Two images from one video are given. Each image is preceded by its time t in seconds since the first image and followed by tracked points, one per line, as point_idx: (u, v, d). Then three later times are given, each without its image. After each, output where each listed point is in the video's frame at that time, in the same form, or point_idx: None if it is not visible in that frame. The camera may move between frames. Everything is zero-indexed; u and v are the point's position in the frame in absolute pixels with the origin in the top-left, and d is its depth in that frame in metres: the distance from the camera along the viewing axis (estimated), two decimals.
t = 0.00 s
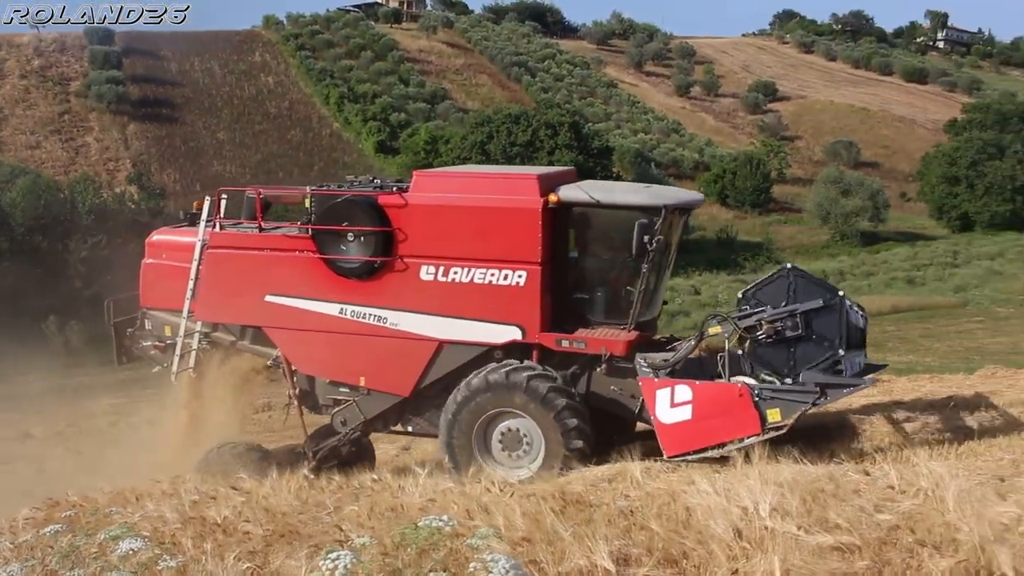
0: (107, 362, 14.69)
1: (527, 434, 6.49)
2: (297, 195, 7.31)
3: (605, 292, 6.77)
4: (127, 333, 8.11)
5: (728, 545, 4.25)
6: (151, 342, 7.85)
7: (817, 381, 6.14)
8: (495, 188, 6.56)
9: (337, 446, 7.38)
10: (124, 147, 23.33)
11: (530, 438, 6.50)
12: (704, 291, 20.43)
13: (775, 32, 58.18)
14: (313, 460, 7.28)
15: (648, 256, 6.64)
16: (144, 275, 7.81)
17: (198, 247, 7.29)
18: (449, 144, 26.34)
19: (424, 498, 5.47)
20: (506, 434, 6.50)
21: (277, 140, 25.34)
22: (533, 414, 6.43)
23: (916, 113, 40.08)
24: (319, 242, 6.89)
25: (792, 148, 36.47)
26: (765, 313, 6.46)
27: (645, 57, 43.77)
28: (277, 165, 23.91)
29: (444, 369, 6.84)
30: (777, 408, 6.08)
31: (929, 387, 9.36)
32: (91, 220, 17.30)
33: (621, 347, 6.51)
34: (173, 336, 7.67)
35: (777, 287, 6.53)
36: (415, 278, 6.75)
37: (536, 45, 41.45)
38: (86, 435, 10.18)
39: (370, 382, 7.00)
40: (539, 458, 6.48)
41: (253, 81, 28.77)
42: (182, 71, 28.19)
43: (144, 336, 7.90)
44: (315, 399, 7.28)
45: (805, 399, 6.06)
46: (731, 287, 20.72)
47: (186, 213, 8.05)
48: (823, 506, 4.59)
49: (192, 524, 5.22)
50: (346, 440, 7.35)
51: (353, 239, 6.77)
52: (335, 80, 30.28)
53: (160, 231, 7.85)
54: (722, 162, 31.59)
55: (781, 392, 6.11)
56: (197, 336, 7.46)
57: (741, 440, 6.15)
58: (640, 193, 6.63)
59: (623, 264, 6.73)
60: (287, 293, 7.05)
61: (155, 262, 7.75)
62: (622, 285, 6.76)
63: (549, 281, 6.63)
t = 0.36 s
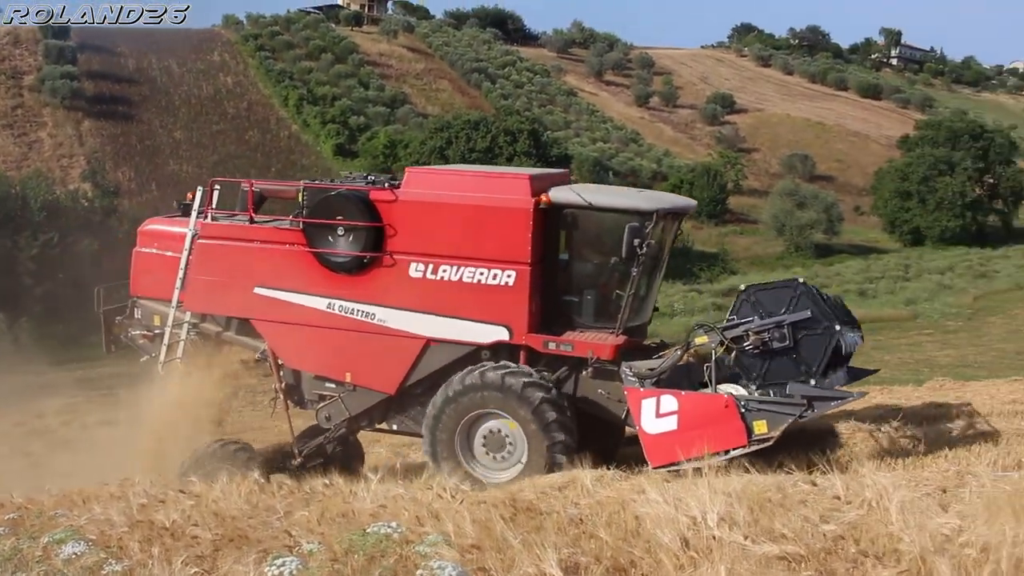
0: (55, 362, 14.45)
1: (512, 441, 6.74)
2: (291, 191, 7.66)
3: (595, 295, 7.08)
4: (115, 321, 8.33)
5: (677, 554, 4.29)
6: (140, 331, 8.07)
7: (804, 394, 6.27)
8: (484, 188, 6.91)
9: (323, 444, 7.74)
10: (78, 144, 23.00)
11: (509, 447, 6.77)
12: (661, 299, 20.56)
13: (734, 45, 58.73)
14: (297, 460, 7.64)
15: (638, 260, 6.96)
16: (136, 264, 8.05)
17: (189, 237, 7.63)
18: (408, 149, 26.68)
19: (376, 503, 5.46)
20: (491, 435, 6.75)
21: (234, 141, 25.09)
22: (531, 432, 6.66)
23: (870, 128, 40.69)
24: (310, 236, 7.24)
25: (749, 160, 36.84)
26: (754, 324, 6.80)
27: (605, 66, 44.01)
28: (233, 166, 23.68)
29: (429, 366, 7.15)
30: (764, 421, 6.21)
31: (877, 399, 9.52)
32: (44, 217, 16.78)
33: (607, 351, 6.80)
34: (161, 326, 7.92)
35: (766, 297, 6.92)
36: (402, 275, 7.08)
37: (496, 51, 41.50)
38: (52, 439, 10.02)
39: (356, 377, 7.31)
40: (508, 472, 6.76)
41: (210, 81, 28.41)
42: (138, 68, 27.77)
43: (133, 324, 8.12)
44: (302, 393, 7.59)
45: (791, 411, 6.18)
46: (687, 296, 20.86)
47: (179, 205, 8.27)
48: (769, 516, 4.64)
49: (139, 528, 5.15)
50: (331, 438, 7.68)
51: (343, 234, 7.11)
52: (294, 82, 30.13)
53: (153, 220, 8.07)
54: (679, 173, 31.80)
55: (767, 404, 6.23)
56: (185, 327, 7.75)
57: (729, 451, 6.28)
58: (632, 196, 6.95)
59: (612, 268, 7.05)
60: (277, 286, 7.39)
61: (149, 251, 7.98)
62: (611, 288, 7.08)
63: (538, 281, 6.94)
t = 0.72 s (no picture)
0: (25, 362, 14.30)
1: (517, 442, 6.86)
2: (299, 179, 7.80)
3: (605, 281, 7.26)
4: (123, 309, 8.45)
5: (653, 539, 4.32)
6: (148, 319, 8.16)
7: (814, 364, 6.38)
8: (493, 173, 6.97)
9: (334, 434, 7.80)
10: (46, 142, 22.74)
11: (506, 443, 6.90)
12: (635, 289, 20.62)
13: (705, 36, 58.87)
14: (307, 451, 7.71)
15: (648, 245, 7.13)
16: (144, 252, 8.15)
17: (197, 224, 7.73)
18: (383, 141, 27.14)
19: (354, 496, 5.46)
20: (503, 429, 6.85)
21: (205, 136, 24.87)
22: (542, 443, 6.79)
23: (840, 118, 40.96)
24: (317, 222, 7.33)
25: (721, 150, 36.98)
26: (762, 295, 6.81)
27: (577, 58, 44.01)
28: (205, 162, 23.50)
29: (439, 353, 7.26)
30: (775, 392, 6.32)
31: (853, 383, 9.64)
32: (10, 216, 16.30)
33: (619, 337, 6.97)
34: (168, 314, 8.01)
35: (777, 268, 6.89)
36: (411, 260, 7.17)
37: (467, 44, 41.40)
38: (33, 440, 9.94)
39: (365, 365, 7.42)
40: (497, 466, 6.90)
41: (180, 76, 28.15)
42: (106, 64, 27.47)
43: (140, 313, 8.23)
44: (310, 380, 7.72)
45: (802, 381, 6.28)
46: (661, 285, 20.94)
47: (187, 192, 8.40)
48: (743, 500, 4.69)
49: (117, 525, 5.13)
50: (342, 426, 7.78)
51: (352, 220, 7.20)
52: (265, 76, 29.96)
53: (161, 209, 8.22)
54: (652, 163, 31.87)
55: (777, 374, 6.36)
56: (193, 315, 7.86)
57: (739, 425, 6.38)
58: (643, 182, 7.08)
59: (624, 254, 7.23)
60: (285, 274, 7.50)
61: (156, 239, 8.09)
62: (622, 274, 7.26)
63: (548, 267, 7.06)
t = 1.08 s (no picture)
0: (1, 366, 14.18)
1: (521, 438, 6.92)
2: (309, 175, 7.86)
3: (619, 278, 7.30)
4: (134, 307, 8.58)
5: (628, 541, 4.33)
6: (158, 317, 8.24)
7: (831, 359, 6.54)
8: (506, 169, 7.04)
9: (345, 433, 7.88)
10: (22, 144, 22.54)
11: (511, 433, 6.94)
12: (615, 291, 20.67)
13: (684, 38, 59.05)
14: (318, 450, 7.79)
15: (663, 241, 7.14)
16: (155, 249, 8.20)
17: (207, 221, 7.81)
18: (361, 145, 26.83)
19: (331, 499, 5.45)
20: (514, 426, 6.88)
21: (183, 138, 24.73)
22: (545, 457, 6.86)
23: (818, 120, 41.18)
24: (329, 219, 7.41)
25: (700, 152, 37.11)
26: (778, 289, 6.85)
27: (556, 60, 44.05)
28: (183, 165, 23.37)
29: (451, 350, 7.33)
30: (791, 388, 6.47)
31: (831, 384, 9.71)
32: None
33: (633, 335, 7.00)
34: (179, 312, 8.10)
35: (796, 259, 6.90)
36: (421, 257, 7.26)
37: (447, 46, 41.36)
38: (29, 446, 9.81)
39: (376, 363, 7.51)
40: (490, 451, 6.98)
41: (158, 78, 27.98)
42: (83, 66, 27.27)
43: (151, 310, 8.31)
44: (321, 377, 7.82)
45: (819, 377, 6.44)
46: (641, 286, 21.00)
47: (197, 188, 8.48)
48: (718, 500, 4.71)
49: (92, 530, 5.09)
50: (353, 426, 7.85)
51: (363, 217, 7.28)
52: (244, 78, 29.85)
53: (171, 205, 8.27)
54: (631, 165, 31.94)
55: (794, 370, 6.49)
56: (204, 313, 7.96)
57: (755, 421, 6.48)
58: (658, 177, 7.08)
59: (638, 251, 7.25)
60: (296, 271, 7.59)
61: (166, 236, 8.17)
62: (636, 270, 7.29)
63: (560, 263, 7.11)
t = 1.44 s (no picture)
0: None
1: (520, 419, 7.02)
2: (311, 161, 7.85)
3: (626, 263, 7.26)
4: (138, 298, 8.66)
5: (601, 529, 4.37)
6: (163, 308, 8.38)
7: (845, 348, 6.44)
8: (510, 155, 7.03)
9: (352, 422, 8.01)
10: None
11: (516, 410, 7.02)
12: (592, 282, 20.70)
13: (658, 31, 59.14)
14: (326, 438, 7.83)
15: (671, 226, 7.08)
16: (158, 239, 8.30)
17: (208, 210, 7.88)
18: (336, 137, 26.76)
19: (307, 491, 5.45)
20: (519, 410, 6.96)
21: (157, 133, 24.55)
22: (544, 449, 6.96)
23: (793, 112, 41.41)
24: (332, 207, 7.45)
25: (675, 145, 37.22)
26: (789, 279, 6.75)
27: (531, 53, 44.02)
28: (156, 159, 23.19)
29: (456, 338, 7.37)
30: (802, 379, 6.40)
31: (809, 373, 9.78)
32: None
33: (641, 321, 6.98)
34: (184, 302, 8.22)
35: (798, 250, 6.78)
36: (425, 245, 7.29)
37: (422, 39, 41.25)
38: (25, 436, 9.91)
39: (382, 351, 7.57)
40: (487, 418, 7.07)
41: (131, 72, 27.74)
42: (54, 59, 26.99)
43: (155, 302, 8.44)
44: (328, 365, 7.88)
45: (832, 368, 6.35)
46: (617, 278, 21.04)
47: (198, 176, 8.53)
48: (690, 488, 4.76)
49: (66, 525, 5.07)
50: (360, 414, 7.98)
51: (365, 204, 7.31)
52: (217, 71, 29.66)
53: (173, 194, 8.35)
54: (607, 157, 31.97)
55: (806, 361, 6.42)
56: (209, 303, 8.05)
57: (768, 412, 6.47)
58: (665, 160, 7.04)
59: (645, 237, 7.21)
60: (301, 260, 7.65)
61: (169, 226, 8.26)
62: (644, 255, 7.25)
63: (567, 249, 7.11)
